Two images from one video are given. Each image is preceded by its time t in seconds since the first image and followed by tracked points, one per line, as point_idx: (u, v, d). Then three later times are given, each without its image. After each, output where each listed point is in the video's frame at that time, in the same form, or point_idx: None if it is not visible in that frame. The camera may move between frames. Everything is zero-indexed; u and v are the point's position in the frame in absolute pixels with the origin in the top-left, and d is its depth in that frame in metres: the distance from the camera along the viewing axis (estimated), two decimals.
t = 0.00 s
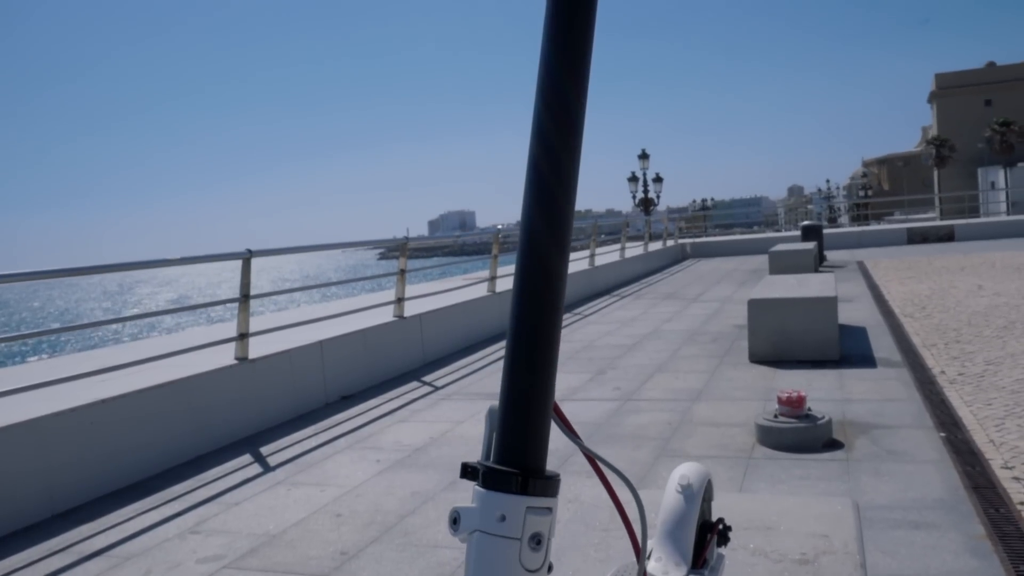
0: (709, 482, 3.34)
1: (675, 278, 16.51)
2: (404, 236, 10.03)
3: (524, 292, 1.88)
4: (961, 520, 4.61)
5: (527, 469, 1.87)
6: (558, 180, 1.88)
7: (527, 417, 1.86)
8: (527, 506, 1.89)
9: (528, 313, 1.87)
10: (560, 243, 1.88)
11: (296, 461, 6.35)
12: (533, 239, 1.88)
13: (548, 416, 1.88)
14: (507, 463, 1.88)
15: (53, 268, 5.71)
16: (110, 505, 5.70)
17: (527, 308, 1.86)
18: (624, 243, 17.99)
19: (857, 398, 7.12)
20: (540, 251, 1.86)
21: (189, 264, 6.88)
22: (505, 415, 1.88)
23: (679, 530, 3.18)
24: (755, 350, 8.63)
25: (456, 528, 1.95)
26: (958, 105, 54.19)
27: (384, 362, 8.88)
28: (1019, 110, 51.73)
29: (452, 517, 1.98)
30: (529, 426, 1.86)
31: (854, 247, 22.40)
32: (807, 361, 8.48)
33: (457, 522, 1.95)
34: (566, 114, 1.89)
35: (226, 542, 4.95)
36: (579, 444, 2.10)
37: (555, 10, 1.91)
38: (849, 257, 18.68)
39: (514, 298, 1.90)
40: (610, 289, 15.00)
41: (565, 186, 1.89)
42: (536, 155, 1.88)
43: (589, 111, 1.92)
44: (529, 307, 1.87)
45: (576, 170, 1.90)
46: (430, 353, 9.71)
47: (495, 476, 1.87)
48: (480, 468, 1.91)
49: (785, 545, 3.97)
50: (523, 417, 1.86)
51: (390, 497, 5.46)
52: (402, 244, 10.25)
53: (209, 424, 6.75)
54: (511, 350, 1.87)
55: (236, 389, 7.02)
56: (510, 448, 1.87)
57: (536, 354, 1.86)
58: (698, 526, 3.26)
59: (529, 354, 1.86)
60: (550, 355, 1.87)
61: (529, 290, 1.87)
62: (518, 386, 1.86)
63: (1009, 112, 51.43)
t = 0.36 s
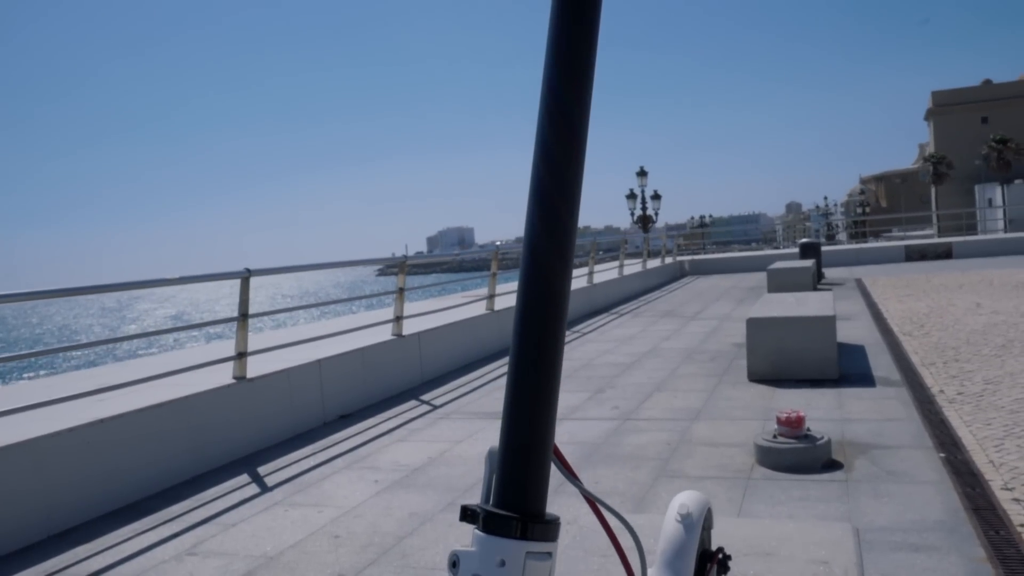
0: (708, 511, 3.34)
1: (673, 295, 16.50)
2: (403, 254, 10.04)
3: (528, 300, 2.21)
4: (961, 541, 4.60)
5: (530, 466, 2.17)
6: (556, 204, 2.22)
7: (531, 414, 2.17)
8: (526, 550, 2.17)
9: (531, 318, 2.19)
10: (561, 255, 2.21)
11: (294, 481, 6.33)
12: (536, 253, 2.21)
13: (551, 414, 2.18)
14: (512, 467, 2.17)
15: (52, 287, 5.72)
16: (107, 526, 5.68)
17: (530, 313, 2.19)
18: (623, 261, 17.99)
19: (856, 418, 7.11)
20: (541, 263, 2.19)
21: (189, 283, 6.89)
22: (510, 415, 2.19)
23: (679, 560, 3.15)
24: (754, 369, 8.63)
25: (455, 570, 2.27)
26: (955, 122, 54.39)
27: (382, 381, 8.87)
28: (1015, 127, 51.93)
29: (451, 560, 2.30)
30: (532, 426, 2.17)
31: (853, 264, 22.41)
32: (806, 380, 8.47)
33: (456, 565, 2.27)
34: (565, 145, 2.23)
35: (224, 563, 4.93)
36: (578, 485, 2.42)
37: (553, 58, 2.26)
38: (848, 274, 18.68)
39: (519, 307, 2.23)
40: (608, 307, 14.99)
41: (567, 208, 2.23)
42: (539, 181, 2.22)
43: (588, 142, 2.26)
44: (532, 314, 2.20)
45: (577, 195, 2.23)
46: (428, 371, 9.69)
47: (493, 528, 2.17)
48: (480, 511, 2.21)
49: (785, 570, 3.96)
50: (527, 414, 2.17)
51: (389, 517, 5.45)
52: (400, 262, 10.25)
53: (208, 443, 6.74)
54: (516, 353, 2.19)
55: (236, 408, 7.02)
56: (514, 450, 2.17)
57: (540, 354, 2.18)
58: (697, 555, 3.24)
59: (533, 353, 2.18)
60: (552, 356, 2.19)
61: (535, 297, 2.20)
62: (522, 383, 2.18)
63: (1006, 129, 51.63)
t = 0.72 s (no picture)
0: (704, 534, 3.34)
1: (669, 310, 16.52)
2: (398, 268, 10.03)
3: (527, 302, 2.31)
4: (956, 559, 4.60)
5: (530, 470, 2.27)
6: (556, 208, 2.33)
7: (531, 417, 2.27)
8: None
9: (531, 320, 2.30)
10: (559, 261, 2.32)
11: (287, 498, 6.30)
12: (537, 263, 2.31)
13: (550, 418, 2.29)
14: (511, 474, 2.27)
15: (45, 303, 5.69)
16: (100, 543, 5.64)
17: (529, 318, 2.29)
18: (618, 275, 18.01)
19: (851, 434, 7.11)
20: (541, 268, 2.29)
21: (182, 298, 6.88)
22: (510, 420, 2.29)
23: None
24: (749, 385, 8.62)
25: None
26: (949, 136, 54.67)
27: (377, 396, 8.85)
28: (1008, 141, 52.22)
29: None
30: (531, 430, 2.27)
31: (847, 278, 22.48)
32: (801, 395, 8.47)
33: None
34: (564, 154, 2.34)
35: None
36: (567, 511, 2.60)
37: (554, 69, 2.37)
38: (843, 289, 18.72)
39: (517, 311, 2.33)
40: (603, 321, 14.99)
41: (565, 216, 2.34)
42: (539, 189, 2.32)
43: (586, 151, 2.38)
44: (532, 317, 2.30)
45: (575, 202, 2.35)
46: (423, 386, 9.67)
47: (490, 557, 2.25)
48: (475, 550, 2.29)
49: None
50: (526, 417, 2.27)
51: (382, 535, 5.42)
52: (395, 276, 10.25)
53: (202, 460, 6.71)
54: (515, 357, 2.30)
55: (230, 424, 6.99)
56: (512, 455, 2.27)
57: (539, 357, 2.29)
58: None
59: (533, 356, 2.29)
60: (550, 361, 2.30)
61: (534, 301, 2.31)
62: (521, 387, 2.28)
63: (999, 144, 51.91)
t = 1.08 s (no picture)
0: (697, 567, 3.33)
1: (662, 331, 16.52)
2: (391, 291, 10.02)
3: (526, 329, 2.90)
4: None
5: (527, 469, 2.87)
6: (551, 252, 2.90)
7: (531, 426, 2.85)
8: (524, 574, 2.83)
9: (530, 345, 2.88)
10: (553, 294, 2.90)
11: (280, 523, 6.26)
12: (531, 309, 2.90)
13: (547, 427, 2.87)
14: (513, 483, 2.86)
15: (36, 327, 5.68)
16: (90, 569, 5.59)
17: (527, 343, 2.87)
18: (611, 296, 18.01)
19: (845, 458, 7.10)
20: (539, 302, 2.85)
21: (175, 321, 6.86)
22: (512, 439, 2.87)
23: None
24: (743, 408, 8.61)
25: None
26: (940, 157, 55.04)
27: (371, 420, 8.82)
28: (999, 163, 52.58)
29: None
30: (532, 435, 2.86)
31: (841, 300, 22.53)
32: (795, 419, 8.46)
33: None
34: (558, 207, 2.91)
35: None
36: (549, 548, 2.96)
37: (547, 150, 2.94)
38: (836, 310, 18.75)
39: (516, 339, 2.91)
40: (597, 343, 14.97)
41: (557, 270, 2.90)
42: (534, 253, 2.91)
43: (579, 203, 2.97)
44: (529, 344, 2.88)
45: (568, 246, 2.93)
46: (416, 409, 9.64)
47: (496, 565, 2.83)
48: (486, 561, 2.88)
49: None
50: (525, 437, 2.86)
51: (375, 561, 5.39)
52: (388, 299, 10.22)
53: (193, 484, 6.66)
54: (517, 387, 2.87)
55: (222, 448, 6.95)
56: (514, 468, 2.85)
57: (535, 387, 2.87)
58: None
59: (531, 374, 2.88)
60: (545, 389, 2.88)
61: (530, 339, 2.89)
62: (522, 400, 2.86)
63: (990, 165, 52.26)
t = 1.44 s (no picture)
0: None
1: (659, 352, 16.51)
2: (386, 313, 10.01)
3: (526, 351, 3.37)
4: None
5: (528, 469, 3.35)
6: (547, 284, 3.38)
7: (532, 430, 3.33)
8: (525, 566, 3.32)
9: (529, 363, 3.36)
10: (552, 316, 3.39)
11: (275, 547, 6.23)
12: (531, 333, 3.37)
13: (547, 434, 3.35)
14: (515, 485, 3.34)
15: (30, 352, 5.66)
16: None
17: (528, 362, 3.35)
18: (608, 317, 18.02)
19: (842, 481, 7.09)
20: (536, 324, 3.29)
21: (171, 343, 6.85)
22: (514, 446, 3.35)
23: None
24: (739, 431, 8.60)
25: None
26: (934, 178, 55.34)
27: (366, 442, 8.79)
28: (993, 184, 52.81)
29: None
30: (532, 439, 3.33)
31: (837, 320, 22.56)
32: (792, 442, 8.44)
33: None
34: (552, 242, 3.38)
35: None
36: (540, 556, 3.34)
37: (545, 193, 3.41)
38: (832, 331, 18.77)
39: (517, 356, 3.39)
40: (593, 364, 14.96)
41: (552, 301, 3.38)
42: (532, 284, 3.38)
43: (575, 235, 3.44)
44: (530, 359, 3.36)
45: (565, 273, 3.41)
46: (412, 431, 9.61)
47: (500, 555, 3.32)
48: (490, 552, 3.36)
49: None
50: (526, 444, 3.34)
51: None
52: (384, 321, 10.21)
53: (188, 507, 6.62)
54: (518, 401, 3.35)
55: (216, 470, 6.92)
56: (515, 473, 3.34)
57: (534, 401, 3.35)
58: None
59: (531, 387, 3.35)
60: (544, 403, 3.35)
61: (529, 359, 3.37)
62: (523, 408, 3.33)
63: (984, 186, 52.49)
